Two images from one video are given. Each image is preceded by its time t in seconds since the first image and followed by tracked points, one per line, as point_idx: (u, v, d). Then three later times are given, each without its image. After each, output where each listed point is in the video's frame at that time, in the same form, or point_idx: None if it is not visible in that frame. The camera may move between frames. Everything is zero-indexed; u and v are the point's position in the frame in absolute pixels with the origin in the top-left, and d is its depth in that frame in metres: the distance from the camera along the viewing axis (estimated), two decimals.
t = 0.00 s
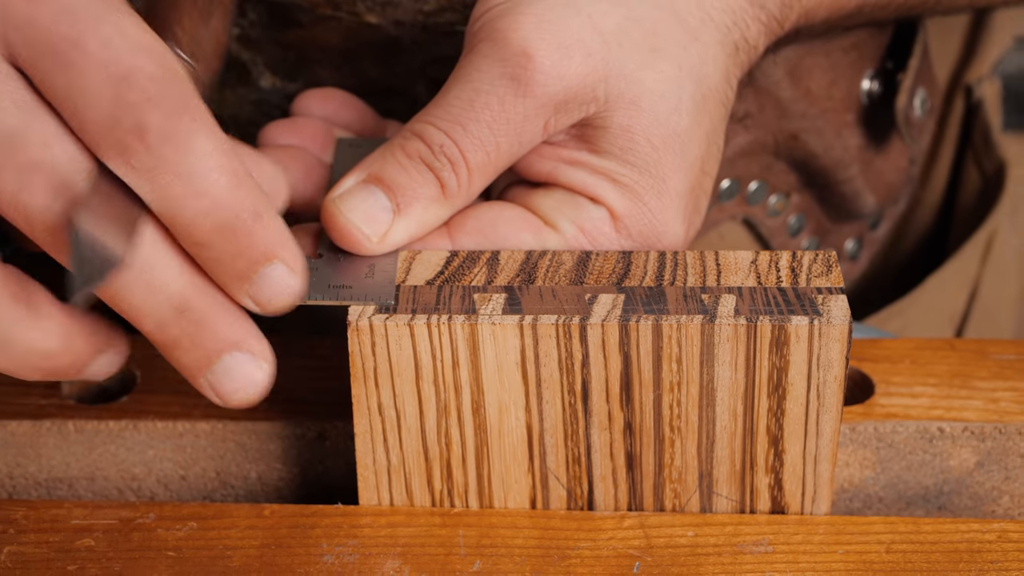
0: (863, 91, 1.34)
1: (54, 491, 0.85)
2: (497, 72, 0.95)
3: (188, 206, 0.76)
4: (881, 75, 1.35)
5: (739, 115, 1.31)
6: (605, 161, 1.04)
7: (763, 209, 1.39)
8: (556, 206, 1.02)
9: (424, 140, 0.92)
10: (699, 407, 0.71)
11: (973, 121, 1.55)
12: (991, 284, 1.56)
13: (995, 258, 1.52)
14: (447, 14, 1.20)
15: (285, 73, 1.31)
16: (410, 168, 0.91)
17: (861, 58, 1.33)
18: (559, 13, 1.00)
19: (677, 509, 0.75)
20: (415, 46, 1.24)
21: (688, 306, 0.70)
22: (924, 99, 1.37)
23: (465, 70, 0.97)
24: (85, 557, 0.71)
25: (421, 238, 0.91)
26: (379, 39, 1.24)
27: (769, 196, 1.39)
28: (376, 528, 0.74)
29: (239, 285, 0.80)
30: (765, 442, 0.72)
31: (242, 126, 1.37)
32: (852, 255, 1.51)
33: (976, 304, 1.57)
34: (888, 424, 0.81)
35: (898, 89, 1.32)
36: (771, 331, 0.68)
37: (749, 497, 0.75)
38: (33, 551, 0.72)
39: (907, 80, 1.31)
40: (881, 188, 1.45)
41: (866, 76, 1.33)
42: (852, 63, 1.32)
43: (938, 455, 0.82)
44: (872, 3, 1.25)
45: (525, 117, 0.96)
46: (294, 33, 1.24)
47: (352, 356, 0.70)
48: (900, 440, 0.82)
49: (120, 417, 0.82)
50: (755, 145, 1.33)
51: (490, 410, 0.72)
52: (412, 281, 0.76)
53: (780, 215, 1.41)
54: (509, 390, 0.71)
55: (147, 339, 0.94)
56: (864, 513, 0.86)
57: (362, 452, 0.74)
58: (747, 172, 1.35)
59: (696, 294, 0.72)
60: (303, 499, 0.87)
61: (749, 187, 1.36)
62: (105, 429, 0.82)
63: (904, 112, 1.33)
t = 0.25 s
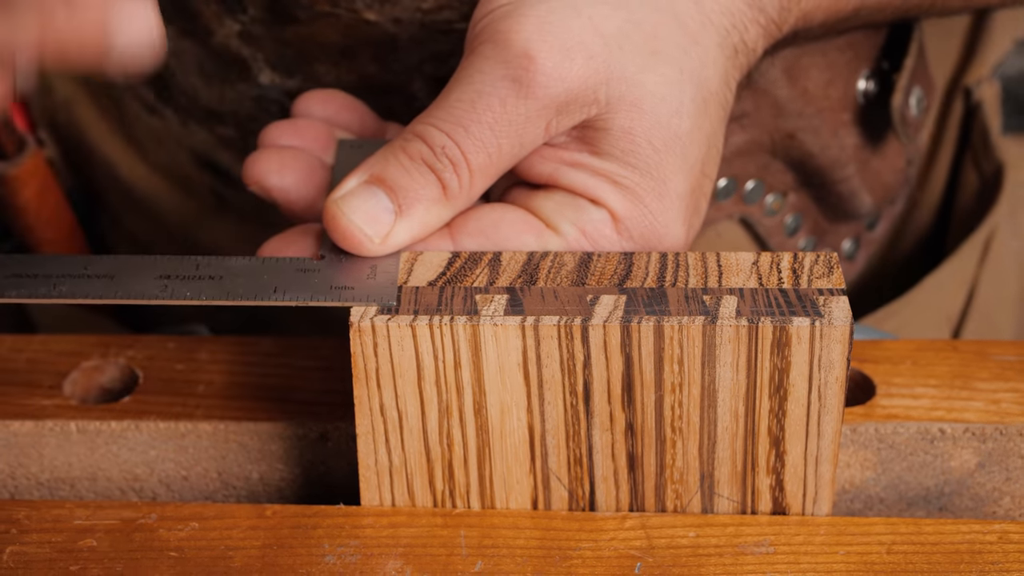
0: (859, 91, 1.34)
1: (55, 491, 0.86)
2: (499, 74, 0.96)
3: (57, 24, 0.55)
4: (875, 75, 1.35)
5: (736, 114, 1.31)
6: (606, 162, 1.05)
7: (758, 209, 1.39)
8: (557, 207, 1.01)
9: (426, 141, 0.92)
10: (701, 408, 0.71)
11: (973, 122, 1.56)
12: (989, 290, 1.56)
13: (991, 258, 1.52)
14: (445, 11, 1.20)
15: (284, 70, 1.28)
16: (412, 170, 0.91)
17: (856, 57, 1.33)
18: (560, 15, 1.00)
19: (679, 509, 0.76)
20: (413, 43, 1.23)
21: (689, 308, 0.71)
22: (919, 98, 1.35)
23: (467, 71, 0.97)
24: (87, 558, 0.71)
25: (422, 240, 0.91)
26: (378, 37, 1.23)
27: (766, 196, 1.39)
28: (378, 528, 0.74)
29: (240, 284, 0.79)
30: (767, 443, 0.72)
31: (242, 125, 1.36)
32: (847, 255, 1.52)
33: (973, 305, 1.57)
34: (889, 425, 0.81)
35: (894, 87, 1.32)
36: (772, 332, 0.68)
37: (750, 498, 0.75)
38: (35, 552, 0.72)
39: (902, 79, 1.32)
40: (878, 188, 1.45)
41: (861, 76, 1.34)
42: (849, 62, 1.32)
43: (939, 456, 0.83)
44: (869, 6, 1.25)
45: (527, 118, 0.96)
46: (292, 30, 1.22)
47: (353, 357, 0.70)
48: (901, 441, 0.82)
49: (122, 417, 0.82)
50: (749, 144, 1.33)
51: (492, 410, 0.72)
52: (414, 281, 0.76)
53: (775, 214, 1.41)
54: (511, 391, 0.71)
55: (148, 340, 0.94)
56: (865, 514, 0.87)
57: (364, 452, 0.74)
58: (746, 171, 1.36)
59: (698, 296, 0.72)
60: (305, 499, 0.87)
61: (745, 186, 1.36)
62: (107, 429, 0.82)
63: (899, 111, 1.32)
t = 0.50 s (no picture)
0: (862, 92, 1.34)
1: (56, 491, 0.85)
2: (503, 75, 0.95)
3: None
4: (879, 76, 1.35)
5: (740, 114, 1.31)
6: (609, 164, 1.04)
7: (762, 209, 1.39)
8: (558, 209, 1.01)
9: (429, 141, 0.92)
10: (702, 409, 0.71)
11: (974, 123, 1.54)
12: (989, 288, 1.58)
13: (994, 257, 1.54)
14: (449, 10, 1.21)
15: (288, 68, 1.28)
16: (415, 170, 0.91)
17: (860, 58, 1.33)
18: (565, 16, 1.00)
19: (679, 509, 0.75)
20: (417, 42, 1.23)
21: (690, 308, 0.70)
22: (922, 99, 1.36)
23: (471, 71, 0.96)
24: (86, 558, 0.71)
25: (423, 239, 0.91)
26: (382, 36, 1.23)
27: (769, 196, 1.39)
28: (378, 529, 0.74)
29: (241, 282, 0.79)
30: (768, 443, 0.72)
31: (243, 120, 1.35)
32: (850, 255, 1.51)
33: (975, 305, 1.59)
34: (891, 425, 0.81)
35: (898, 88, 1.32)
36: (774, 333, 0.68)
37: (751, 498, 0.75)
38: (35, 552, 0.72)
39: (906, 79, 1.31)
40: (880, 189, 1.44)
41: (864, 77, 1.33)
42: (852, 63, 1.32)
43: (941, 456, 0.82)
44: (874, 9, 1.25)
45: (531, 119, 0.96)
46: (297, 28, 1.22)
47: (354, 357, 0.70)
48: (903, 442, 0.82)
49: (122, 417, 0.82)
50: (754, 146, 1.34)
51: (492, 411, 0.72)
52: (414, 282, 0.76)
53: (778, 215, 1.41)
54: (512, 391, 0.71)
55: (148, 340, 0.94)
56: (867, 515, 0.87)
57: (364, 453, 0.74)
58: (746, 171, 1.36)
59: (699, 296, 0.72)
60: (305, 499, 0.87)
61: (749, 187, 1.37)
62: (107, 429, 0.82)
63: (903, 111, 1.32)
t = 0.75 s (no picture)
0: (863, 91, 1.34)
1: (54, 491, 0.85)
2: (503, 74, 0.95)
3: None
4: (879, 74, 1.35)
5: (740, 113, 1.31)
6: (608, 164, 1.04)
7: (761, 207, 1.39)
8: (557, 209, 1.01)
9: (428, 140, 0.92)
10: (701, 409, 0.71)
11: (974, 124, 1.54)
12: (988, 288, 1.58)
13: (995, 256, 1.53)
14: (448, 6, 1.20)
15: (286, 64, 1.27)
16: (414, 169, 0.91)
17: (860, 56, 1.33)
18: (564, 16, 1.00)
19: (679, 510, 0.75)
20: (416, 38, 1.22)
21: (690, 308, 0.70)
22: (923, 97, 1.37)
23: (471, 70, 0.96)
24: (84, 558, 0.71)
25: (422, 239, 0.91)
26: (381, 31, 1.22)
27: (769, 194, 1.38)
28: (377, 529, 0.73)
29: (239, 281, 0.79)
30: (768, 443, 0.72)
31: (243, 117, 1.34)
32: (850, 254, 1.51)
33: (974, 304, 1.59)
34: (890, 425, 0.81)
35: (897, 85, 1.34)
36: (773, 332, 0.68)
37: (751, 498, 0.74)
38: (33, 551, 0.72)
39: (904, 76, 1.33)
40: (880, 189, 1.44)
41: (864, 75, 1.33)
42: (851, 62, 1.32)
43: (940, 456, 0.82)
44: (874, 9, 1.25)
45: (530, 118, 0.96)
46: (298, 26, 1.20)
47: (352, 357, 0.70)
48: (903, 441, 0.82)
49: (120, 417, 0.82)
50: (754, 143, 1.33)
51: (491, 411, 0.72)
52: (413, 281, 0.76)
53: (778, 213, 1.40)
54: (510, 390, 0.71)
55: (147, 339, 0.94)
56: (867, 515, 0.86)
57: (363, 453, 0.74)
58: (746, 170, 1.36)
59: (698, 295, 0.72)
60: (304, 500, 0.87)
61: (748, 185, 1.37)
62: (106, 429, 0.82)
63: (903, 108, 1.34)
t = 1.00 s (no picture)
0: (862, 90, 1.34)
1: (53, 492, 0.85)
2: (503, 75, 0.95)
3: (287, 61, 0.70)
4: (879, 74, 1.35)
5: (741, 112, 1.31)
6: (608, 165, 1.04)
7: (762, 207, 1.38)
8: (557, 210, 1.00)
9: (428, 141, 0.91)
10: (701, 409, 0.71)
11: (973, 125, 1.54)
12: (988, 289, 1.58)
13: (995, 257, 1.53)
14: (450, 6, 1.20)
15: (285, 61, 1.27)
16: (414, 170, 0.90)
17: (860, 56, 1.33)
18: (564, 16, 0.99)
19: (679, 510, 0.75)
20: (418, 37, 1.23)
21: (690, 308, 0.70)
22: (923, 97, 1.36)
23: (471, 71, 0.96)
24: (84, 558, 0.71)
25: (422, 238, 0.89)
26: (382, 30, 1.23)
27: (769, 194, 1.38)
28: (377, 530, 0.73)
29: (238, 280, 0.79)
30: (768, 444, 0.72)
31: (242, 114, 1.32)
32: (850, 254, 1.50)
33: (974, 304, 1.58)
34: (890, 426, 0.81)
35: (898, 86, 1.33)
36: (773, 333, 0.68)
37: (751, 499, 0.74)
38: (33, 552, 0.72)
39: (905, 76, 1.33)
40: (880, 189, 1.44)
41: (864, 75, 1.34)
42: (852, 62, 1.32)
43: (940, 457, 0.82)
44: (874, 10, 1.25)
45: (530, 119, 0.96)
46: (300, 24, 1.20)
47: (352, 357, 0.70)
48: (903, 442, 0.82)
49: (120, 417, 0.82)
50: (754, 143, 1.33)
51: (491, 411, 0.72)
52: (413, 281, 0.76)
53: (779, 213, 1.40)
54: (510, 391, 0.71)
55: (147, 339, 0.94)
56: (867, 515, 0.86)
57: (363, 453, 0.74)
58: (746, 169, 1.36)
59: (698, 296, 0.72)
60: (304, 500, 0.87)
61: (749, 185, 1.36)
62: (105, 429, 0.82)
63: (904, 109, 1.34)
